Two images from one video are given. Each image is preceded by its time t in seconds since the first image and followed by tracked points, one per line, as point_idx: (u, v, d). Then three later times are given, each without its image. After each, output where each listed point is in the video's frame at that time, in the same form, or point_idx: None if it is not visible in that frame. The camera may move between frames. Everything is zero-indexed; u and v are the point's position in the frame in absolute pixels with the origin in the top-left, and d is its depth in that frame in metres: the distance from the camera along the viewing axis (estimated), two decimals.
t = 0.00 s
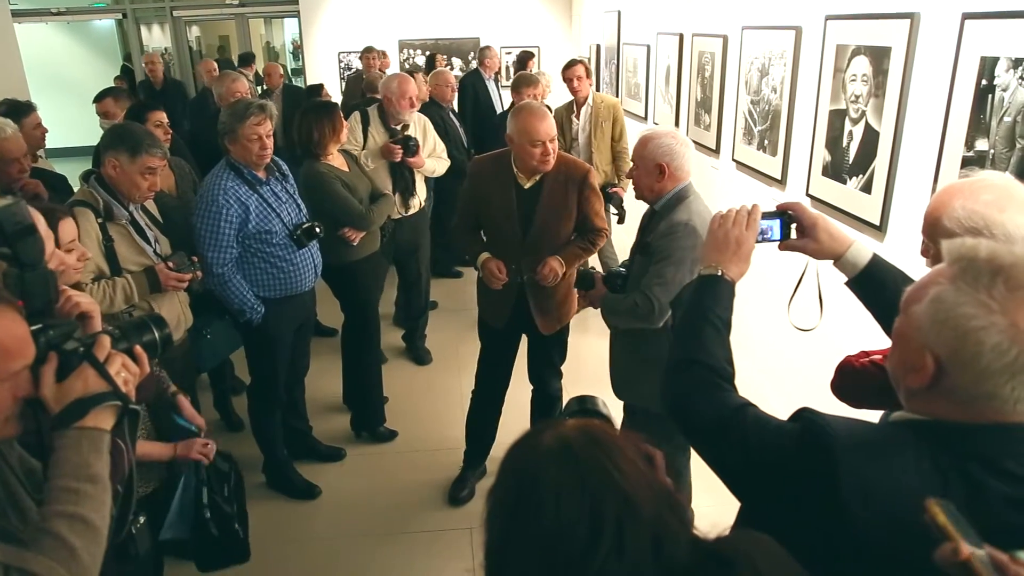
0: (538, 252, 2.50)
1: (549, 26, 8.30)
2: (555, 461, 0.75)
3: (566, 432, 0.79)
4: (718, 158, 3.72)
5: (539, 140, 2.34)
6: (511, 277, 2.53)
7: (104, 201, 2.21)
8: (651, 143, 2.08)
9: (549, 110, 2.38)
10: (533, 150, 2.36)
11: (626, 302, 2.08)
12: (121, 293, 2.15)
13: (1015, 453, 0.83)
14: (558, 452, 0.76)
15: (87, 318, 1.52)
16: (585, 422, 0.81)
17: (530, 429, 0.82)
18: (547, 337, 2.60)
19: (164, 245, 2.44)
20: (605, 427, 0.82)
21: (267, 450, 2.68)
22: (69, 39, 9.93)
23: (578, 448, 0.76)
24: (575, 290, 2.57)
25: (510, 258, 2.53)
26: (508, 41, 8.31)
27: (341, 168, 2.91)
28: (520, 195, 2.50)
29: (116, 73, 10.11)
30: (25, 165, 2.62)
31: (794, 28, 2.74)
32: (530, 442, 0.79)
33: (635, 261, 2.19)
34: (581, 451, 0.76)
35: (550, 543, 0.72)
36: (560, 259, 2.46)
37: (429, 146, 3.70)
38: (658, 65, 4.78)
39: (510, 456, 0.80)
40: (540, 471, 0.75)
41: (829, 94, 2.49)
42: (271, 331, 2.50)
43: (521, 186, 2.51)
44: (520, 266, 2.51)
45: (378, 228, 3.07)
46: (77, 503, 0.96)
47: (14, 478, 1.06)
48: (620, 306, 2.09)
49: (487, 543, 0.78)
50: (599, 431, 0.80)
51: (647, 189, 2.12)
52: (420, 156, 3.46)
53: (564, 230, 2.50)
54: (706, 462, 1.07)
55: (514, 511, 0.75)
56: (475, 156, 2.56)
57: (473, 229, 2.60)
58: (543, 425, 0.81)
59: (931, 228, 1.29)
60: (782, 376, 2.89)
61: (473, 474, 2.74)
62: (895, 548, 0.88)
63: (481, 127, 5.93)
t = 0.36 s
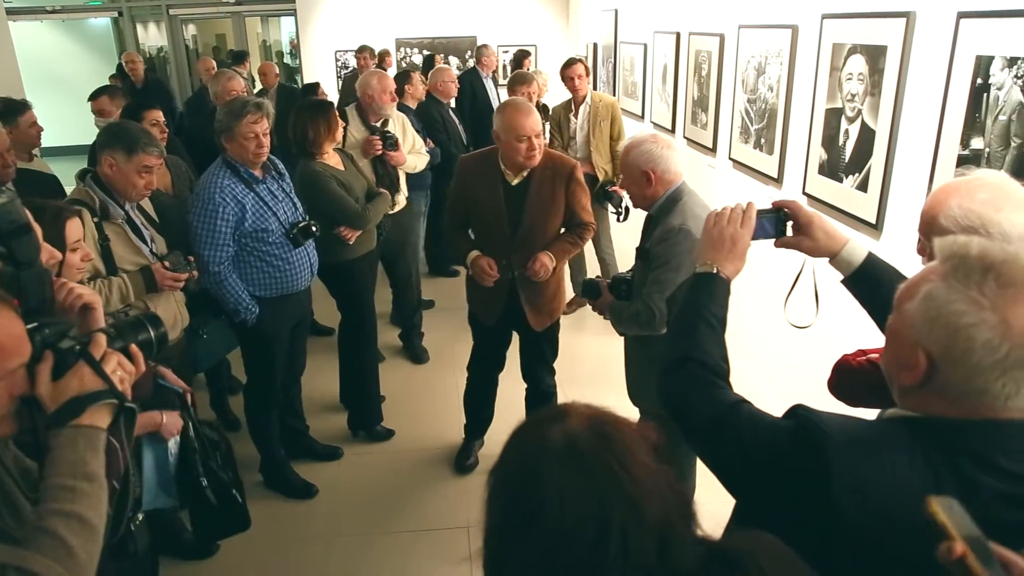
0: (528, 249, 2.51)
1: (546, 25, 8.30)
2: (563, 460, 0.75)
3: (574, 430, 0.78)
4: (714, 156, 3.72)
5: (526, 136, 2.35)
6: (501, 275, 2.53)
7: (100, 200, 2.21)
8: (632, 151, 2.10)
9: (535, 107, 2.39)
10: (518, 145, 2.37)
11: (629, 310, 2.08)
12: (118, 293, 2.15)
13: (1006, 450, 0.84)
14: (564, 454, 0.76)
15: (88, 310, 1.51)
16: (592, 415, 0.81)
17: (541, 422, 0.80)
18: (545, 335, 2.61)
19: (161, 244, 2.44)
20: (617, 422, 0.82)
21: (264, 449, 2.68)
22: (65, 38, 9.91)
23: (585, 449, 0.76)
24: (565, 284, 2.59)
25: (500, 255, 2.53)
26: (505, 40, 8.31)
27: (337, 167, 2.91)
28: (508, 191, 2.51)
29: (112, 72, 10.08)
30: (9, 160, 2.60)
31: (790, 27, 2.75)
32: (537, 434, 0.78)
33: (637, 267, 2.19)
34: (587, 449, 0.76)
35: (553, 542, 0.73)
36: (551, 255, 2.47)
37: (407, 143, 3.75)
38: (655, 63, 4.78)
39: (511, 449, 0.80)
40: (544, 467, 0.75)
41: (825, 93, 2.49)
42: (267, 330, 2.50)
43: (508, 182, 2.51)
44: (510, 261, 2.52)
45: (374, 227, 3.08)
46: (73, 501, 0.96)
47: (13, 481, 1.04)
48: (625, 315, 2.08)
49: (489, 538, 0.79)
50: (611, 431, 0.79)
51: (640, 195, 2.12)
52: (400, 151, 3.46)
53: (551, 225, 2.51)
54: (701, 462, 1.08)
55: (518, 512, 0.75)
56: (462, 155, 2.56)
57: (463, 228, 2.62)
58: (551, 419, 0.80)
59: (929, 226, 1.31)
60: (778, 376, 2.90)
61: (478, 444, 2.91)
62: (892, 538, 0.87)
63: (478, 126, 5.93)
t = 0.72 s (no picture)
0: (501, 242, 2.53)
1: (542, 24, 8.29)
2: (589, 475, 0.67)
3: (608, 438, 0.69)
4: (710, 156, 3.73)
5: (492, 133, 2.37)
6: (477, 270, 2.55)
7: (96, 199, 2.21)
8: (639, 145, 2.12)
9: (501, 103, 2.40)
10: (486, 143, 2.39)
11: (627, 307, 2.11)
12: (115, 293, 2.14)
13: (991, 439, 0.88)
14: (595, 468, 0.67)
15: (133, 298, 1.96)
16: (627, 415, 0.72)
17: (578, 423, 0.71)
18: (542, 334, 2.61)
19: (155, 244, 2.44)
20: (656, 426, 0.73)
21: (261, 448, 2.68)
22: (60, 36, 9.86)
23: (620, 462, 0.67)
24: (539, 278, 2.62)
25: (474, 249, 2.55)
26: (501, 39, 8.30)
27: (332, 165, 2.91)
28: (480, 186, 2.53)
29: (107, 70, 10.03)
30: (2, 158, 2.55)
31: (787, 27, 2.75)
32: (567, 438, 0.69)
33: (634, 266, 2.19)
34: (621, 469, 0.67)
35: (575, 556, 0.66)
36: (526, 248, 2.49)
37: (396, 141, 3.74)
38: (652, 63, 4.78)
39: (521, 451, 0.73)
40: (572, 477, 0.67)
41: (822, 92, 2.50)
42: (263, 330, 2.49)
43: (480, 178, 2.53)
44: (486, 255, 2.54)
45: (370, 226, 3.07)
46: (74, 498, 0.96)
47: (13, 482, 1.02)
48: (622, 309, 2.12)
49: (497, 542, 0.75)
50: (647, 441, 0.70)
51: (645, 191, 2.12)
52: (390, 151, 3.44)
53: (524, 219, 2.53)
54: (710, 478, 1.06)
55: (540, 530, 0.68)
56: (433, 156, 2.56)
57: (438, 227, 2.65)
58: (585, 421, 0.70)
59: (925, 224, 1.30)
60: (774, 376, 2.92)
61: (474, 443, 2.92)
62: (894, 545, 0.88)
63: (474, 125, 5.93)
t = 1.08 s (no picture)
0: (484, 247, 2.56)
1: (538, 24, 8.29)
2: (657, 486, 0.65)
3: (674, 449, 0.67)
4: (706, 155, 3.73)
5: (464, 155, 2.39)
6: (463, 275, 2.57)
7: (90, 197, 2.20)
8: (637, 141, 2.11)
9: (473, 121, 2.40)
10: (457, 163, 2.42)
11: (625, 300, 2.10)
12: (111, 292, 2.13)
13: (961, 413, 0.96)
14: (662, 477, 0.65)
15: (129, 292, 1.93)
16: (693, 423, 0.71)
17: (644, 429, 0.69)
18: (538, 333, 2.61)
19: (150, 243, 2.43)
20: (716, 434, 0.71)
21: (257, 448, 2.68)
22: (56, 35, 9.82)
23: (688, 474, 0.66)
24: (520, 273, 2.66)
25: (459, 256, 2.57)
26: (497, 38, 8.29)
27: (326, 164, 2.90)
28: (458, 196, 2.57)
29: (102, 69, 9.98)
30: None
31: (783, 26, 2.76)
32: (631, 445, 0.67)
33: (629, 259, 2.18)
34: (691, 480, 0.66)
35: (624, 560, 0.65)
36: (508, 248, 2.55)
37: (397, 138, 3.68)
38: (648, 62, 4.79)
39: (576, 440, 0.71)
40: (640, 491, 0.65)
41: (818, 91, 2.50)
42: (259, 330, 2.49)
43: (458, 188, 2.56)
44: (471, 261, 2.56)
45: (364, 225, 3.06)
46: (75, 496, 0.95)
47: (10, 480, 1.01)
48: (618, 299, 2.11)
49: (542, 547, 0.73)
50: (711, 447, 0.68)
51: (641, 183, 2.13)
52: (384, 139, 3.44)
53: (504, 218, 2.58)
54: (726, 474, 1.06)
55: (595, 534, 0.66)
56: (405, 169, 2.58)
57: (418, 230, 2.67)
58: (651, 427, 0.69)
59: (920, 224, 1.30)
60: (773, 376, 2.95)
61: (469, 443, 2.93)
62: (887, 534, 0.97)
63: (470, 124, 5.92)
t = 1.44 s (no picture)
0: (485, 235, 2.57)
1: (537, 23, 8.29)
2: (743, 480, 0.67)
3: (760, 444, 0.68)
4: (705, 155, 3.74)
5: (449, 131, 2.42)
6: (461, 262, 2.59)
7: (91, 195, 2.19)
8: (638, 135, 2.11)
9: (468, 101, 2.43)
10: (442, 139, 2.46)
11: (628, 290, 2.09)
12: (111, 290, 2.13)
13: (949, 398, 0.98)
14: (748, 472, 0.67)
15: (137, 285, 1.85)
16: (772, 419, 0.72)
17: (728, 424, 0.70)
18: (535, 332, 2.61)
19: (151, 240, 2.43)
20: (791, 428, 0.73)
21: (256, 447, 2.68)
22: (54, 34, 9.84)
23: (774, 469, 0.67)
24: (524, 269, 2.68)
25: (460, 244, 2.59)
26: (495, 37, 8.28)
27: (324, 163, 2.89)
28: (461, 184, 2.58)
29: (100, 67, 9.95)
30: None
31: (782, 26, 2.76)
32: (715, 440, 0.69)
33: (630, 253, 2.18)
34: (776, 475, 0.67)
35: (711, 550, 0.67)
36: (509, 240, 2.55)
37: (400, 133, 3.65)
38: (647, 61, 4.79)
39: (658, 431, 0.72)
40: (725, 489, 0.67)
41: (817, 91, 2.51)
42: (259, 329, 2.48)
43: (461, 176, 2.57)
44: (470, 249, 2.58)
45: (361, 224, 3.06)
46: (85, 491, 0.95)
47: (12, 471, 1.01)
48: (621, 293, 2.10)
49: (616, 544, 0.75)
50: (791, 442, 0.70)
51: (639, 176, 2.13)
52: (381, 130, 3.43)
53: (507, 212, 2.59)
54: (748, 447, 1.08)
55: (684, 525, 0.68)
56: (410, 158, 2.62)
57: (423, 224, 2.68)
58: (732, 423, 0.70)
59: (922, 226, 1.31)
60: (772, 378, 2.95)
61: (467, 442, 2.93)
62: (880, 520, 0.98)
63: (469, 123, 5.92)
